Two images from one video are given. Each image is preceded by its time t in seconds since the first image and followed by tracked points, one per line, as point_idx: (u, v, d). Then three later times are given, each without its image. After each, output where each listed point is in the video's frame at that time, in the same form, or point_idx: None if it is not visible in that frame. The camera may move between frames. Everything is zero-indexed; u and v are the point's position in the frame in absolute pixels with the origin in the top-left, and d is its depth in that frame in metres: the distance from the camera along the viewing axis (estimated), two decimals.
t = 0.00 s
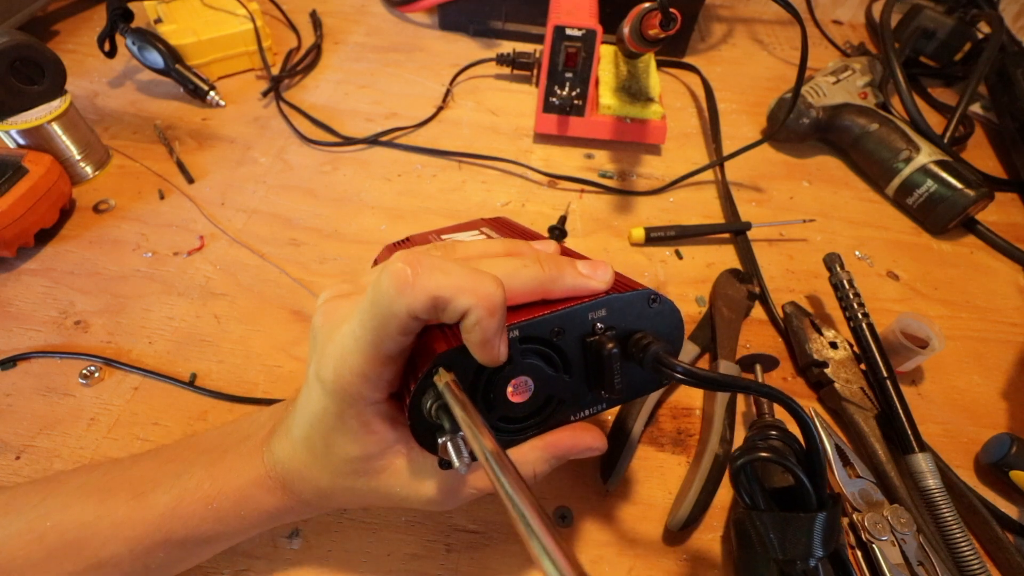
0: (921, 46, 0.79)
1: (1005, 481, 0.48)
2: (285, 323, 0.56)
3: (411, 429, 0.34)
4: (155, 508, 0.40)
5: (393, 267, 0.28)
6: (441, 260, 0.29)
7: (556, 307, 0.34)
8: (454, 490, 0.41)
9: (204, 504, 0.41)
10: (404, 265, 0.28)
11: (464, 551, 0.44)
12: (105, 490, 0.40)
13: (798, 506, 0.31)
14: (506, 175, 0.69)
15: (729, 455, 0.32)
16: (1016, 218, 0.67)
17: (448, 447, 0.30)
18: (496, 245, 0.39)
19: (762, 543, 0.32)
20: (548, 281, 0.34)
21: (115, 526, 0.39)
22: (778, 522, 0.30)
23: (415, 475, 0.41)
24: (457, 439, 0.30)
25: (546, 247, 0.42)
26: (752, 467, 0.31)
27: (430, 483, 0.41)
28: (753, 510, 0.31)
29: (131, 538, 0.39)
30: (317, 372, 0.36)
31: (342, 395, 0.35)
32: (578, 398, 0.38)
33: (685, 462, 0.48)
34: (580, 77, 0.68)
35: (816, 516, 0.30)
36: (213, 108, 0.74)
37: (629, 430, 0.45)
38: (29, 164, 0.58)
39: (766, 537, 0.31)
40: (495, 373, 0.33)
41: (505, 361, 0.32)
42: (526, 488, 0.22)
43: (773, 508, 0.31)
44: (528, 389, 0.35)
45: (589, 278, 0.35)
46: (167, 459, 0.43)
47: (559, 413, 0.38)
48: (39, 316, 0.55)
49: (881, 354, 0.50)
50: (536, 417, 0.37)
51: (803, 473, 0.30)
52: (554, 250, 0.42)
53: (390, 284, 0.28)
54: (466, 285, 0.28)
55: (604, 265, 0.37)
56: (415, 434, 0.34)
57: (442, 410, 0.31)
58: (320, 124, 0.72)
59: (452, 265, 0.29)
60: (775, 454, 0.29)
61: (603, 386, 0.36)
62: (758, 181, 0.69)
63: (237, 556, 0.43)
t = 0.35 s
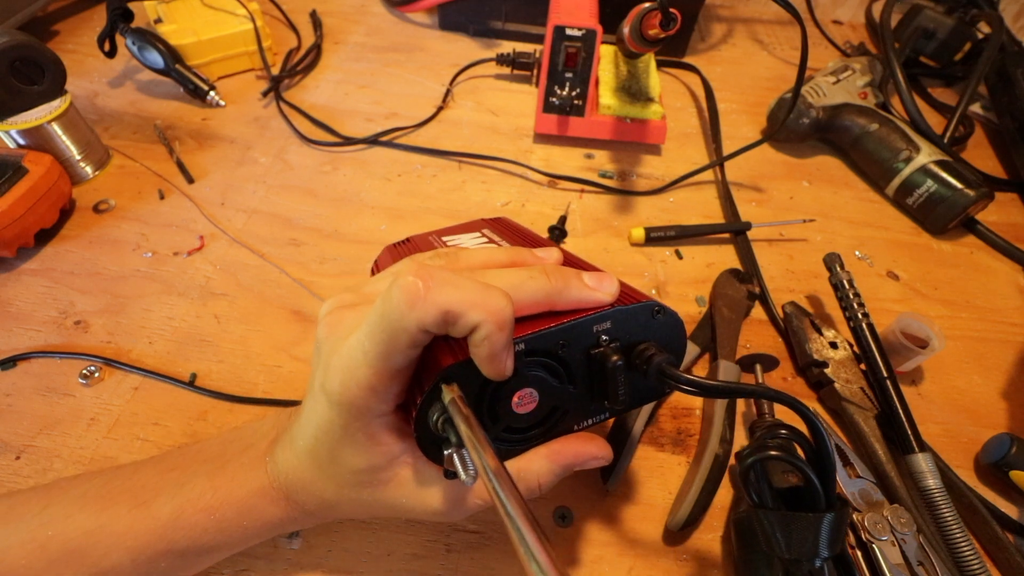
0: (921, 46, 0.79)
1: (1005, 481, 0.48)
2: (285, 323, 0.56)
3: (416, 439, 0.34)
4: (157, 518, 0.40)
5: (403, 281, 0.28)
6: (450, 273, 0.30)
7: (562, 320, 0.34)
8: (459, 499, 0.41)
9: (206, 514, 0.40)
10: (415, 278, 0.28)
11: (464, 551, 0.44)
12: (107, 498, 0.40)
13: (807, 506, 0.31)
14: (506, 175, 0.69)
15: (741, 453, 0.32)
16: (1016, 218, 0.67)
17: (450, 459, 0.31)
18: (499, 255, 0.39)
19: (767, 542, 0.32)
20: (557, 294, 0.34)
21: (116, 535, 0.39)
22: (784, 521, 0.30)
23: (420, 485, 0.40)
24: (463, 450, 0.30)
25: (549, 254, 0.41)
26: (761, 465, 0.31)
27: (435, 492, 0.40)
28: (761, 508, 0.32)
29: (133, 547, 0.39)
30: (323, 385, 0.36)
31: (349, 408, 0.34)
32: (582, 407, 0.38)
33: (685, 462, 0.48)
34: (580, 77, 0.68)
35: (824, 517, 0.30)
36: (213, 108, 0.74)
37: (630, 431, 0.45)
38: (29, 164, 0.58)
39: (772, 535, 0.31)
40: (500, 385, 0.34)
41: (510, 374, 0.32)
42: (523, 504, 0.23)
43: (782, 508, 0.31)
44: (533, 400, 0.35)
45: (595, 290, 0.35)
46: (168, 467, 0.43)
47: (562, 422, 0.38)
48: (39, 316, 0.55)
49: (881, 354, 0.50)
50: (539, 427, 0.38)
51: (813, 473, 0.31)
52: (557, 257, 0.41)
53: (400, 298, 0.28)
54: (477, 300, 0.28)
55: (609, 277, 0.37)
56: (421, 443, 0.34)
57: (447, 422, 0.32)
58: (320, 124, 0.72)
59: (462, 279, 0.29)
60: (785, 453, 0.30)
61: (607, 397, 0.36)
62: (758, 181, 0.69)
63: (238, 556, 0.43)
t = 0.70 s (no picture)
0: (921, 46, 0.79)
1: (1005, 481, 0.48)
2: (285, 323, 0.56)
3: (417, 438, 0.34)
4: (159, 510, 0.40)
5: (401, 279, 0.28)
6: (448, 272, 0.30)
7: (563, 319, 0.34)
8: (460, 496, 0.41)
9: (207, 507, 0.41)
10: (414, 277, 0.28)
11: (464, 551, 0.44)
12: (109, 490, 0.40)
13: (807, 506, 0.31)
14: (506, 175, 0.69)
15: (740, 453, 0.32)
16: (1017, 218, 0.67)
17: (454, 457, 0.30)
18: (500, 253, 0.39)
19: (768, 542, 0.31)
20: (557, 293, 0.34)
21: (118, 529, 0.39)
22: (785, 521, 0.30)
23: (420, 483, 0.40)
24: (464, 449, 0.30)
25: (550, 253, 0.41)
26: (762, 464, 0.31)
27: (436, 491, 0.41)
28: (761, 507, 0.32)
29: (136, 540, 0.39)
30: (323, 381, 0.36)
31: (348, 404, 0.35)
32: (583, 406, 0.38)
33: (685, 462, 0.48)
34: (580, 77, 0.68)
35: (825, 516, 0.30)
36: (213, 108, 0.74)
37: (630, 431, 0.45)
38: (29, 164, 0.58)
39: (772, 535, 0.31)
40: (502, 384, 0.34)
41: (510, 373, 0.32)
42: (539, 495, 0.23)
43: (783, 507, 0.31)
44: (534, 399, 0.35)
45: (595, 288, 0.35)
46: (170, 460, 0.43)
47: (563, 421, 0.38)
48: (39, 316, 0.55)
49: (881, 354, 0.50)
50: (541, 426, 0.38)
51: (813, 472, 0.31)
52: (558, 256, 0.41)
53: (397, 296, 0.28)
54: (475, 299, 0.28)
55: (610, 275, 0.37)
56: (422, 445, 0.34)
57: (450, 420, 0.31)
58: (320, 124, 0.72)
59: (461, 278, 0.29)
60: (786, 452, 0.30)
61: (608, 395, 0.36)
62: (758, 181, 0.69)
63: (237, 555, 0.43)
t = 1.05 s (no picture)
0: (921, 46, 0.79)
1: (1005, 481, 0.48)
2: (285, 323, 0.56)
3: (412, 433, 0.34)
4: (157, 510, 0.40)
5: (395, 274, 0.28)
6: (442, 266, 0.30)
7: (557, 313, 0.34)
8: (456, 493, 0.41)
9: (205, 507, 0.40)
10: (407, 271, 0.28)
11: (463, 551, 0.44)
12: (108, 490, 0.40)
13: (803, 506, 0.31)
14: (506, 175, 0.69)
15: (735, 453, 0.32)
16: (1017, 218, 0.67)
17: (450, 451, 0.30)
18: (497, 249, 0.39)
19: (763, 542, 0.31)
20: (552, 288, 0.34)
21: (117, 529, 0.39)
22: (780, 520, 0.30)
23: (417, 479, 0.40)
24: (458, 443, 0.30)
25: (547, 249, 0.41)
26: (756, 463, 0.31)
27: (433, 487, 0.41)
28: (755, 507, 0.32)
29: (134, 540, 0.39)
30: (319, 377, 0.36)
31: (344, 400, 0.35)
32: (581, 401, 0.38)
33: (685, 462, 0.48)
34: (580, 77, 0.68)
35: (819, 514, 0.30)
36: (213, 108, 0.74)
37: (630, 432, 0.45)
38: (29, 164, 0.58)
39: (767, 535, 0.31)
40: (497, 378, 0.34)
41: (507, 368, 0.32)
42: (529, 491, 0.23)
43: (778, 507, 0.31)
44: (529, 393, 0.35)
45: (591, 282, 0.35)
46: (169, 460, 0.43)
47: (559, 417, 0.38)
48: (39, 316, 0.55)
49: (881, 354, 0.50)
50: (538, 422, 0.38)
51: (807, 472, 0.30)
52: (554, 252, 0.41)
53: (391, 290, 0.28)
54: (469, 291, 0.28)
55: (605, 270, 0.37)
56: (418, 439, 0.34)
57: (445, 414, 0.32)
58: (320, 124, 0.72)
59: (454, 271, 0.29)
60: (779, 451, 0.30)
61: (604, 390, 0.36)
62: (758, 182, 0.69)
63: (237, 555, 0.43)
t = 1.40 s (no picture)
0: (921, 46, 0.79)
1: (1005, 481, 0.48)
2: (285, 323, 0.56)
3: (422, 437, 0.34)
4: (161, 523, 0.40)
5: (405, 280, 0.28)
6: (451, 271, 0.29)
7: (565, 316, 0.34)
8: (465, 498, 0.41)
9: (210, 521, 0.40)
10: (417, 277, 0.28)
11: (463, 551, 0.44)
12: (112, 503, 0.40)
13: (807, 505, 0.31)
14: (506, 175, 0.69)
15: (741, 452, 0.32)
16: (1017, 219, 0.67)
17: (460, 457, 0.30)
18: (499, 253, 0.39)
19: (767, 541, 0.31)
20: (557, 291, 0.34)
21: (120, 542, 0.39)
22: (784, 518, 0.30)
23: (426, 484, 0.40)
24: (468, 449, 0.30)
25: (547, 251, 0.41)
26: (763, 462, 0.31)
27: (442, 490, 0.41)
28: (760, 505, 0.32)
29: (138, 554, 0.39)
30: (326, 388, 0.35)
31: (352, 410, 0.34)
32: (587, 403, 0.38)
33: (685, 462, 0.48)
34: (580, 77, 0.68)
35: (825, 515, 0.30)
36: (213, 108, 0.74)
37: (630, 429, 0.45)
38: (29, 164, 0.58)
39: (771, 534, 0.31)
40: (506, 383, 0.33)
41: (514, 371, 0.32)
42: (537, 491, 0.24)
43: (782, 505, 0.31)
44: (537, 397, 0.35)
45: (596, 285, 0.35)
46: (172, 473, 0.42)
47: (566, 419, 0.38)
48: (39, 316, 0.55)
49: (881, 354, 0.50)
50: (543, 424, 0.38)
51: (814, 472, 0.31)
52: (556, 253, 0.41)
53: (403, 297, 0.28)
54: (481, 297, 0.28)
55: (610, 272, 0.37)
56: (426, 443, 0.34)
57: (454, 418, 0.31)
58: (320, 124, 0.72)
59: (464, 277, 0.29)
60: (786, 451, 0.30)
61: (611, 392, 0.36)
62: (758, 181, 0.69)
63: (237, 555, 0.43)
